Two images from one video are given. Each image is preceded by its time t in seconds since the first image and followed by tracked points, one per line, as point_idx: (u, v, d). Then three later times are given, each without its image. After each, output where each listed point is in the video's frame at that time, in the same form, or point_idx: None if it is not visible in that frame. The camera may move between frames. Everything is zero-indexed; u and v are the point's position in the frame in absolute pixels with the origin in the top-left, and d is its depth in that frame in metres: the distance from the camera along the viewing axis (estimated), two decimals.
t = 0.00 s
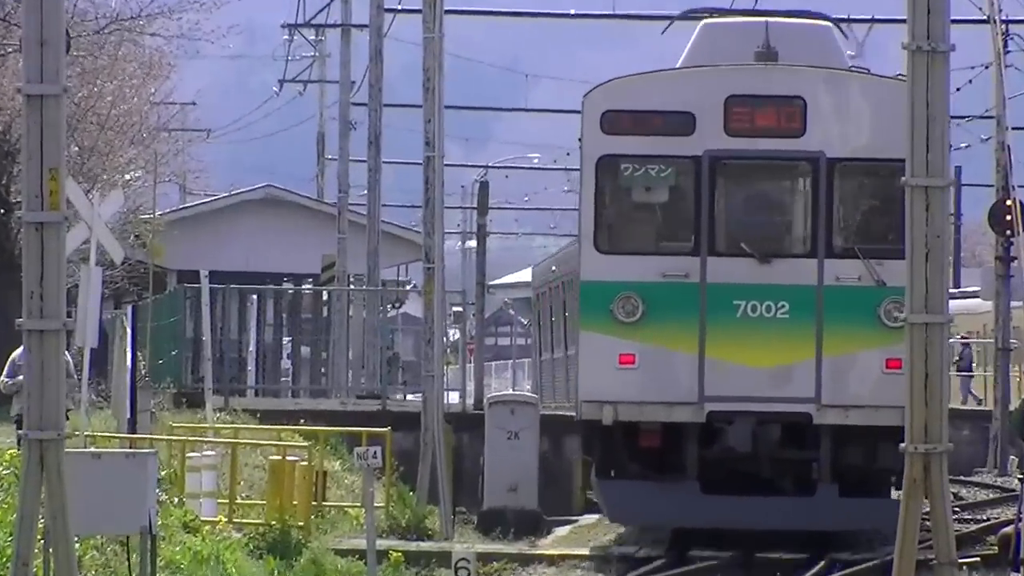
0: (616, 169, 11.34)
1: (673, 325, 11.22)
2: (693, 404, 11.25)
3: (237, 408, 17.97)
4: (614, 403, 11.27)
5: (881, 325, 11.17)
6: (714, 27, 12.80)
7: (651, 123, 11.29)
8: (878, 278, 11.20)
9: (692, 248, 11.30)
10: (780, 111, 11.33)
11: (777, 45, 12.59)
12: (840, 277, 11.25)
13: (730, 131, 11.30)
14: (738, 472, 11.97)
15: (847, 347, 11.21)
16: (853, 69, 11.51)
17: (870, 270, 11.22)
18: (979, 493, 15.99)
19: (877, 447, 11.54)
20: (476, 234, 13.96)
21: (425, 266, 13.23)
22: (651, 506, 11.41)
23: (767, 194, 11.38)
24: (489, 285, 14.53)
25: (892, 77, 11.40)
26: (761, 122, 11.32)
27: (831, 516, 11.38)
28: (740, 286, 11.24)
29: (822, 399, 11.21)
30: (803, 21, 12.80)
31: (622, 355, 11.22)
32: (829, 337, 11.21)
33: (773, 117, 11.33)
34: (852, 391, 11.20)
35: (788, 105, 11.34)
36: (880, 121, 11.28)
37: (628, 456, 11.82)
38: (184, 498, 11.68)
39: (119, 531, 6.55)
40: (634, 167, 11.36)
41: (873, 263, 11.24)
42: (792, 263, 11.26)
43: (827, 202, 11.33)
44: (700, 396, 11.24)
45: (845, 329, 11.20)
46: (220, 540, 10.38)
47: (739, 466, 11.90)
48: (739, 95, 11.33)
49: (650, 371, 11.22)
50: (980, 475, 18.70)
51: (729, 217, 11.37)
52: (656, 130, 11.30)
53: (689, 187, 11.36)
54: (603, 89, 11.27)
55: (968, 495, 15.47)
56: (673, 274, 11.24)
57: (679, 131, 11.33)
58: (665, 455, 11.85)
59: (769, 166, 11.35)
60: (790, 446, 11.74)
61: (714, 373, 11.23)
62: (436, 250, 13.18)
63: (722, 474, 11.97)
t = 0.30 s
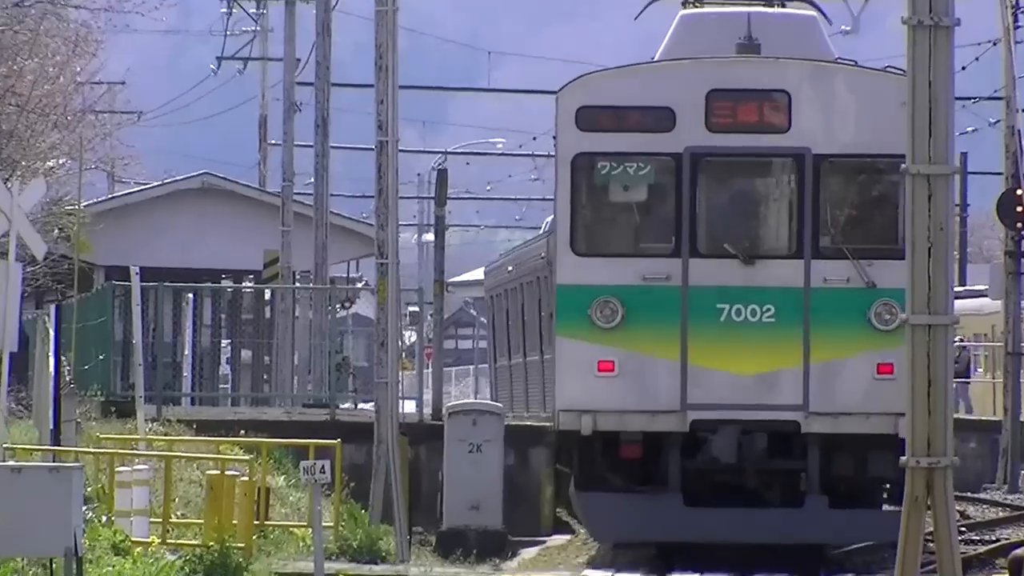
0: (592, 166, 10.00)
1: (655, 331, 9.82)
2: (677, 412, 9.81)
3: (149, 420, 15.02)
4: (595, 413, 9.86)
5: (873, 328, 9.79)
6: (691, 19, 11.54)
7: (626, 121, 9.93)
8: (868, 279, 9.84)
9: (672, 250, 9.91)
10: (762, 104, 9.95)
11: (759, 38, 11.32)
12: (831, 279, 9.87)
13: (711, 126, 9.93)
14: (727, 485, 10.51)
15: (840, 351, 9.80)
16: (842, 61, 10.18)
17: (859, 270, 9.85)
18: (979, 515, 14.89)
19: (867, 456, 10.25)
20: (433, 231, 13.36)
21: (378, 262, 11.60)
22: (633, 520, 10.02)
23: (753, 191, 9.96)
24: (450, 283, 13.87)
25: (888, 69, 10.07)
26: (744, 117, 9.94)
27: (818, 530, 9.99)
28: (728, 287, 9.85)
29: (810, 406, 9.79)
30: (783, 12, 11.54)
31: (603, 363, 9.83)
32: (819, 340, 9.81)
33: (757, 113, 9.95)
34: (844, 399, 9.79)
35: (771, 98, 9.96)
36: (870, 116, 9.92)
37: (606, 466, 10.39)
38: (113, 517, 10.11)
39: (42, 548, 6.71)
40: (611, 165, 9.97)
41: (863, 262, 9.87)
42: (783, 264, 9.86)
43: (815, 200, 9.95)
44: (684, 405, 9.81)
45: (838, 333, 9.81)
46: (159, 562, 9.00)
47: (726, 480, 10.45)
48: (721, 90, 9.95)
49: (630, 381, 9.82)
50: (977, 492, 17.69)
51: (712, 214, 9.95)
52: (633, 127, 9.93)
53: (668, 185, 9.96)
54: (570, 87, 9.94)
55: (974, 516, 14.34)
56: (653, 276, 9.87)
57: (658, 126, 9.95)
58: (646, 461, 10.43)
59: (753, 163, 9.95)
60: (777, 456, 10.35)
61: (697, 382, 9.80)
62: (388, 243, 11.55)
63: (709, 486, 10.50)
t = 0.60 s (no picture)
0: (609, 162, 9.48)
1: (676, 336, 9.31)
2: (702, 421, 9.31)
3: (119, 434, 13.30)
4: (616, 423, 9.34)
5: (909, 332, 9.26)
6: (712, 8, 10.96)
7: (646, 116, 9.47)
8: (901, 279, 9.30)
9: (696, 251, 9.43)
10: (786, 97, 9.47)
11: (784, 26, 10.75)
12: (864, 280, 9.35)
13: (735, 121, 9.44)
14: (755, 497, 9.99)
15: (873, 356, 9.28)
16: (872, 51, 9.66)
17: (892, 269, 9.32)
18: (1014, 536, 14.23)
19: (904, 466, 9.76)
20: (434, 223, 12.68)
21: (372, 258, 10.21)
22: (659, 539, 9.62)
23: (780, 189, 9.47)
24: (449, 281, 13.43)
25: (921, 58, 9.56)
26: (768, 109, 9.45)
27: (860, 544, 9.55)
28: (754, 290, 9.36)
29: (844, 414, 9.27)
30: None
31: (624, 369, 9.31)
32: (852, 345, 9.28)
33: (782, 106, 9.46)
34: (878, 405, 9.27)
35: (797, 91, 9.47)
36: (905, 106, 9.40)
37: (629, 480, 9.87)
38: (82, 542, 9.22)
39: None
40: (631, 162, 9.48)
41: (896, 261, 9.33)
42: (811, 264, 9.37)
43: (846, 197, 9.44)
44: (711, 413, 9.30)
45: (872, 337, 9.28)
46: None
47: (755, 490, 9.95)
48: (744, 82, 9.47)
49: (654, 389, 9.31)
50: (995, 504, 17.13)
51: (737, 214, 9.46)
52: (654, 122, 9.45)
53: (690, 183, 9.46)
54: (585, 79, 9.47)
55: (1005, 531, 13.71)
56: (675, 279, 9.37)
57: (678, 121, 9.46)
58: (670, 475, 9.90)
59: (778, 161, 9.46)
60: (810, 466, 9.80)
61: (724, 391, 9.30)
62: (384, 239, 10.19)
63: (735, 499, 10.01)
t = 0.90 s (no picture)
0: (625, 161, 9.18)
1: (696, 346, 9.02)
2: (725, 435, 9.05)
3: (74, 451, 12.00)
4: (634, 438, 9.06)
5: (941, 339, 8.97)
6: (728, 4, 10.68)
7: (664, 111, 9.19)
8: (933, 282, 9.03)
9: (715, 256, 9.13)
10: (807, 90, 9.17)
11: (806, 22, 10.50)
12: (894, 284, 9.06)
13: (756, 117, 9.15)
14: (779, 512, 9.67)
15: (902, 365, 9.00)
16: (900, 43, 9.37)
17: (923, 272, 9.04)
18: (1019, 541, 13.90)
19: (938, 480, 9.46)
20: (426, 215, 12.25)
21: (356, 256, 9.40)
22: (681, 557, 9.39)
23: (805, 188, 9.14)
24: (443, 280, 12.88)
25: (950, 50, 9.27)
26: (788, 103, 9.17)
27: (887, 565, 9.29)
28: (777, 296, 9.07)
29: (873, 426, 9.00)
30: None
31: (642, 382, 9.03)
32: (881, 353, 9.00)
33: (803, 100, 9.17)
34: (908, 415, 8.99)
35: (818, 84, 9.17)
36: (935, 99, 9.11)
37: (647, 497, 9.56)
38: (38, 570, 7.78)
39: None
40: (645, 163, 9.18)
41: (927, 264, 9.06)
42: (835, 268, 9.07)
43: (872, 196, 9.14)
44: (733, 428, 9.04)
45: (902, 344, 9.00)
46: None
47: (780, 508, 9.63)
48: (764, 75, 9.19)
49: (674, 401, 9.04)
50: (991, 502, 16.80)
51: (758, 216, 9.18)
52: (666, 120, 9.17)
53: (710, 183, 9.17)
54: (593, 79, 9.18)
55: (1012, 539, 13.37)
56: (694, 286, 9.08)
57: (694, 119, 9.17)
58: (692, 490, 9.59)
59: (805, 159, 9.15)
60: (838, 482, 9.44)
61: (746, 402, 9.03)
62: (371, 235, 9.37)
63: (759, 517, 9.72)
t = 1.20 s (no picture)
0: (639, 162, 8.54)
1: (719, 356, 8.40)
2: (750, 452, 8.40)
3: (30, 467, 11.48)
4: (653, 455, 8.40)
5: (978, 349, 8.35)
6: None
7: (679, 108, 8.55)
8: (970, 289, 8.38)
9: (736, 262, 8.50)
10: (838, 85, 8.54)
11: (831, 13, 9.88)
12: (928, 290, 8.42)
13: (781, 114, 8.53)
14: (807, 534, 9.01)
15: (937, 376, 8.37)
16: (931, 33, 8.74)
17: (958, 278, 8.40)
18: None
19: (976, 498, 8.82)
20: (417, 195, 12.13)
21: (341, 252, 9.43)
22: None
23: (832, 187, 8.49)
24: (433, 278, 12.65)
25: (986, 42, 8.65)
26: (817, 102, 8.53)
27: None
28: (804, 303, 8.44)
29: (907, 442, 8.36)
30: None
31: (661, 396, 8.40)
32: (915, 363, 8.38)
33: (829, 96, 8.54)
34: (944, 431, 8.36)
35: (846, 78, 8.53)
36: (972, 96, 8.49)
37: (666, 520, 8.92)
38: None
39: None
40: (662, 164, 8.55)
41: (962, 269, 8.42)
42: (866, 274, 8.43)
43: (904, 197, 8.48)
44: (758, 444, 8.40)
45: (936, 355, 8.37)
46: None
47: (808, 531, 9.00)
48: (790, 70, 8.57)
49: (694, 416, 8.40)
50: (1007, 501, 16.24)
51: (783, 218, 8.53)
52: (683, 120, 8.53)
53: (731, 185, 8.53)
54: (607, 77, 8.58)
55: None
56: (715, 293, 8.46)
57: (714, 118, 8.54)
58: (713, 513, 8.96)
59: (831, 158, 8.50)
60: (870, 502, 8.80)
61: (772, 417, 8.40)
62: (357, 229, 9.41)
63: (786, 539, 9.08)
